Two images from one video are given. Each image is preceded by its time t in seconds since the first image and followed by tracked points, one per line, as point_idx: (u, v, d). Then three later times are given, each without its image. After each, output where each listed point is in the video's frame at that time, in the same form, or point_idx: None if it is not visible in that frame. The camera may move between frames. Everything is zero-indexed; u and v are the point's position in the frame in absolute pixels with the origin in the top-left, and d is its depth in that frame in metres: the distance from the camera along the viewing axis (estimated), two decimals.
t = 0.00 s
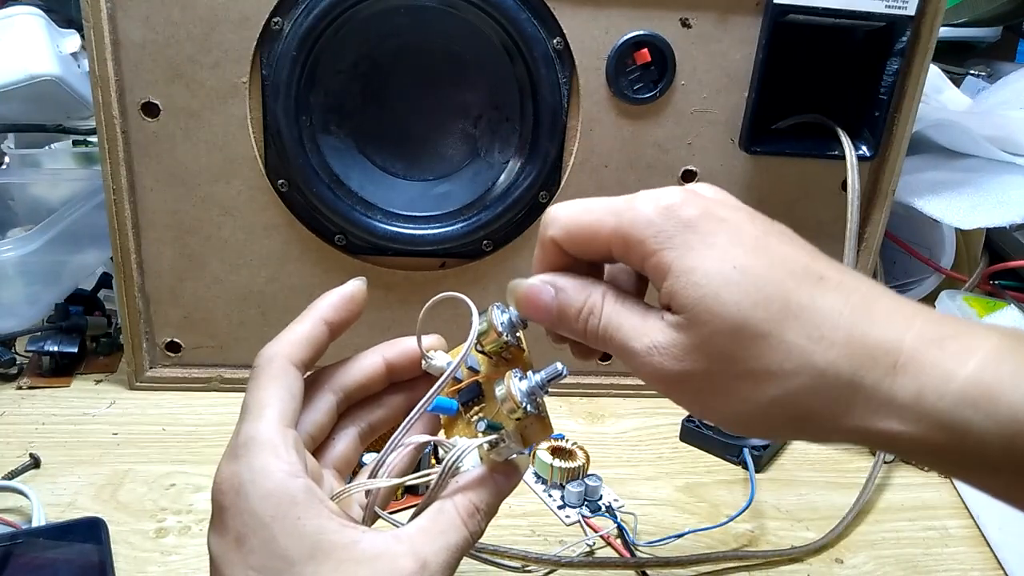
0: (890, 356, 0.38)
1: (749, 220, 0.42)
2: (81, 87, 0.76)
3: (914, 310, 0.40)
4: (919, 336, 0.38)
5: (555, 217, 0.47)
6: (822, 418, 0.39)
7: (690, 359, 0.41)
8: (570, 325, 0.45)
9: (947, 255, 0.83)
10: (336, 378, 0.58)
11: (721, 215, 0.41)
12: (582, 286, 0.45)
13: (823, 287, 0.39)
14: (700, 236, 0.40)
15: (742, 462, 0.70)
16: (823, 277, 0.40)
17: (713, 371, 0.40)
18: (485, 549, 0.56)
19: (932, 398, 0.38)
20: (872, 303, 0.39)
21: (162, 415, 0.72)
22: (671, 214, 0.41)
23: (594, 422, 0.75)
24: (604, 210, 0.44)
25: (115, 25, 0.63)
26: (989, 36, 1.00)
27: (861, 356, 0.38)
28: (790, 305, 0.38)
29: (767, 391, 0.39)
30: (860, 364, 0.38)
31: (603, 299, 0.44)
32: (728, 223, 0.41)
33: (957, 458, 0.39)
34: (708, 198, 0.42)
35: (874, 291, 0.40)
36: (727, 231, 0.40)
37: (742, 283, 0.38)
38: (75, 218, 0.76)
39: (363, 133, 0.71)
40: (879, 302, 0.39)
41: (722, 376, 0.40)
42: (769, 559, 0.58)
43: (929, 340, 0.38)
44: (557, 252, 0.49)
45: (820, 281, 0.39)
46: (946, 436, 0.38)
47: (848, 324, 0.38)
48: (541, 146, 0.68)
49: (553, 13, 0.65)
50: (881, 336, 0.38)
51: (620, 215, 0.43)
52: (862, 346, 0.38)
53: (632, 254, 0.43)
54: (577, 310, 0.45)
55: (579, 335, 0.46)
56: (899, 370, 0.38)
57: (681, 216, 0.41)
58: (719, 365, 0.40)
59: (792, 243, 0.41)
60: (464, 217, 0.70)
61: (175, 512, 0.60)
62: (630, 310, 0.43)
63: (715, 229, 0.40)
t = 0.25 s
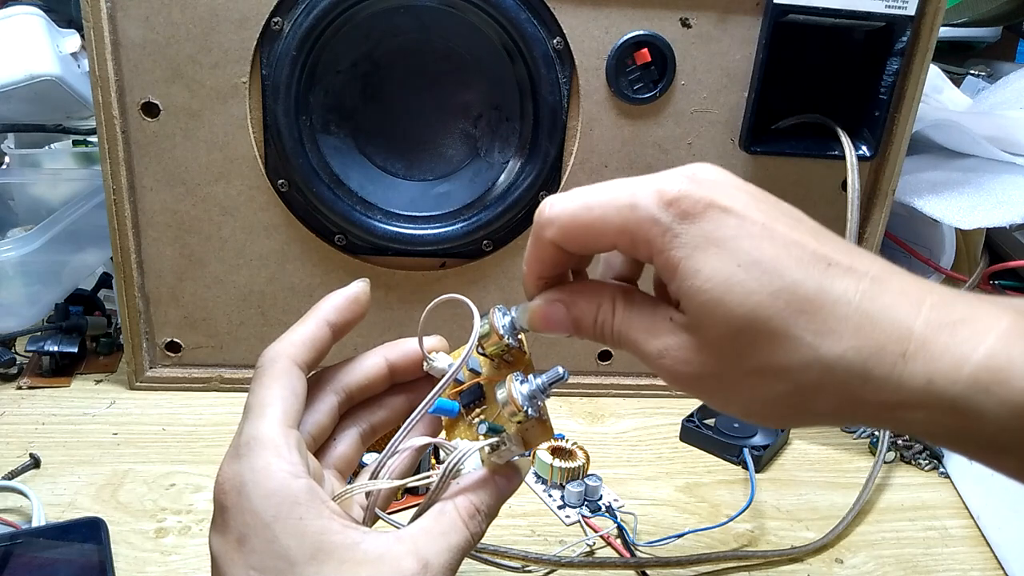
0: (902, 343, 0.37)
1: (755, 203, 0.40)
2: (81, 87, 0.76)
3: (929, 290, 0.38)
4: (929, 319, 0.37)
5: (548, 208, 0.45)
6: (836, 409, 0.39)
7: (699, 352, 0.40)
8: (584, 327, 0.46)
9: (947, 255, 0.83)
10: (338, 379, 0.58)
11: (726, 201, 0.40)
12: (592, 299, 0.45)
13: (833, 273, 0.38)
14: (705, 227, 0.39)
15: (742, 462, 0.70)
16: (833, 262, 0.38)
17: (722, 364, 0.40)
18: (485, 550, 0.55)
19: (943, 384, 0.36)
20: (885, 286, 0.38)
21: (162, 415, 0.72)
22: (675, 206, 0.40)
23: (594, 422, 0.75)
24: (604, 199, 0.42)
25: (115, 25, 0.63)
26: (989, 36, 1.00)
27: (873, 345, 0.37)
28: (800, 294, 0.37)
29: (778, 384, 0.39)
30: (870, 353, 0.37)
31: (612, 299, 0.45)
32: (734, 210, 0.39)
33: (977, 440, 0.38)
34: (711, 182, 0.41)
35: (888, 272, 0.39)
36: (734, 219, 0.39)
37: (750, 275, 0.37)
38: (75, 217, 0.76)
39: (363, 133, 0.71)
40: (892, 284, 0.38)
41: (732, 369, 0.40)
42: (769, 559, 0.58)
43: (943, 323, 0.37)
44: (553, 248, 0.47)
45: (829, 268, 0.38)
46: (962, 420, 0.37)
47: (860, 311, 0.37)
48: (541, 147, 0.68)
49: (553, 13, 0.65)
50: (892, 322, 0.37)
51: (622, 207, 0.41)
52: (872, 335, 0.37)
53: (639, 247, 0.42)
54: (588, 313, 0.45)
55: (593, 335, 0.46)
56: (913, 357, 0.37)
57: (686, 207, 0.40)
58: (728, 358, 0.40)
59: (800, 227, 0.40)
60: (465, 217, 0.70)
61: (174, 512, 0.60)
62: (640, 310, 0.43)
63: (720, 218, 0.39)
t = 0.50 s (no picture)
0: (897, 332, 0.36)
1: (753, 184, 0.38)
2: (81, 87, 0.76)
3: (927, 270, 0.37)
4: (926, 301, 0.36)
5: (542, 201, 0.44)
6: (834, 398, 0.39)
7: (696, 345, 0.41)
8: (588, 324, 0.47)
9: (947, 255, 0.83)
10: (337, 379, 0.58)
11: (722, 184, 0.38)
12: (590, 297, 0.46)
13: (833, 259, 0.36)
14: (700, 216, 0.38)
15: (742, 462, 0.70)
16: (832, 247, 0.37)
17: (718, 357, 0.40)
18: (485, 550, 0.55)
19: (936, 369, 0.36)
20: (882, 269, 0.37)
21: (162, 415, 0.72)
22: (667, 192, 0.38)
23: (594, 422, 0.75)
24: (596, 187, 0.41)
25: (115, 25, 0.63)
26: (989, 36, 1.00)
27: (868, 336, 0.36)
28: (795, 287, 0.36)
29: (776, 376, 0.39)
30: (865, 343, 0.36)
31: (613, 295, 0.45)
32: (729, 193, 0.37)
33: (972, 422, 0.37)
34: (706, 163, 0.39)
35: (887, 252, 0.38)
36: (730, 204, 0.37)
37: (747, 265, 0.37)
38: (75, 217, 0.76)
39: (363, 133, 0.71)
40: (890, 266, 0.37)
41: (729, 361, 0.40)
42: (769, 559, 0.58)
43: (940, 306, 0.36)
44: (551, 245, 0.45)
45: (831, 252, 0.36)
46: (961, 405, 0.36)
47: (856, 301, 0.36)
48: (541, 146, 0.68)
49: (553, 13, 0.65)
50: (889, 308, 0.36)
51: (613, 196, 0.40)
52: (868, 325, 0.36)
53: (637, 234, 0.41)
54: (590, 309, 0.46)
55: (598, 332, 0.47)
56: (907, 345, 0.36)
57: (678, 193, 0.38)
58: (725, 351, 0.40)
59: (799, 208, 0.38)
60: (464, 217, 0.70)
61: (174, 512, 0.60)
62: (639, 305, 0.44)
63: (715, 204, 0.37)
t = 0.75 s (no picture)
0: (901, 331, 0.35)
1: (761, 167, 0.37)
2: (81, 88, 0.76)
3: (940, 260, 0.36)
4: (931, 293, 0.35)
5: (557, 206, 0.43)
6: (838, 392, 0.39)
7: (700, 339, 0.41)
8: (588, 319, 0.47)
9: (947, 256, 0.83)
10: (337, 379, 0.58)
11: (727, 174, 0.36)
12: (593, 290, 0.46)
13: (839, 253, 0.35)
14: (707, 212, 0.37)
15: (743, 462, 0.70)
16: (840, 239, 0.36)
17: (722, 352, 0.40)
18: (485, 551, 0.55)
19: (938, 364, 0.35)
20: (892, 261, 0.36)
21: (162, 415, 0.72)
22: (671, 185, 0.37)
23: (595, 422, 0.75)
24: (604, 186, 0.40)
25: (115, 24, 0.63)
26: (990, 36, 0.99)
27: (872, 332, 0.36)
28: (799, 285, 0.36)
29: (781, 370, 0.39)
30: (868, 340, 0.36)
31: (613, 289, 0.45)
32: (735, 180, 0.36)
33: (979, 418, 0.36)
34: (711, 147, 0.37)
35: (899, 240, 0.36)
36: (737, 196, 0.36)
37: (749, 258, 0.36)
38: (76, 217, 0.76)
39: (363, 133, 0.71)
40: (901, 258, 0.36)
41: (733, 356, 0.40)
42: (769, 559, 0.58)
43: (947, 302, 0.35)
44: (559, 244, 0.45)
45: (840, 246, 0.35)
46: (969, 402, 0.36)
47: (862, 298, 0.35)
48: (541, 146, 0.68)
49: (553, 13, 0.65)
50: (894, 302, 0.35)
51: (620, 195, 0.39)
52: (872, 322, 0.36)
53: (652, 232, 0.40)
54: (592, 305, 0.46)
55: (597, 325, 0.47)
56: (911, 343, 0.35)
57: (683, 187, 0.37)
58: (728, 347, 0.40)
59: (811, 192, 0.37)
60: (464, 217, 0.70)
61: (174, 512, 0.60)
62: (635, 300, 0.43)
63: (720, 196, 0.36)
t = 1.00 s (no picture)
0: (898, 341, 0.36)
1: (764, 172, 0.35)
2: (81, 88, 0.76)
3: (938, 266, 0.36)
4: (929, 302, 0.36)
5: (557, 212, 0.41)
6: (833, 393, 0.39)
7: (698, 344, 0.40)
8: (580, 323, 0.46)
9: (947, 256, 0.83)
10: (335, 379, 0.58)
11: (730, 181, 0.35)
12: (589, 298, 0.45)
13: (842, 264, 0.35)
14: (712, 224, 0.36)
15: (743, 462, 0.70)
16: (842, 248, 0.35)
17: (719, 357, 0.40)
18: (484, 551, 0.55)
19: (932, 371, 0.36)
20: (893, 270, 0.36)
21: (162, 415, 0.72)
22: (674, 193, 0.35)
23: (594, 422, 0.75)
24: (604, 193, 0.38)
25: (115, 24, 0.63)
26: (990, 36, 0.99)
27: (870, 341, 0.36)
28: (801, 297, 0.36)
29: (778, 374, 0.40)
30: (864, 349, 0.37)
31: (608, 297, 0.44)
32: (739, 190, 0.35)
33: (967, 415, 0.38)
34: (713, 151, 0.36)
35: (901, 244, 0.36)
36: (740, 205, 0.35)
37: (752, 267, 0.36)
38: (76, 217, 0.76)
39: (362, 133, 0.71)
40: (902, 265, 0.36)
41: (729, 357, 0.40)
42: (769, 559, 0.58)
43: (942, 311, 0.36)
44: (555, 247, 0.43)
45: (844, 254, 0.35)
46: (962, 404, 0.37)
47: (862, 309, 0.36)
48: (541, 146, 0.68)
49: (553, 13, 0.65)
50: (894, 311, 0.36)
51: (622, 205, 0.37)
52: (871, 332, 0.36)
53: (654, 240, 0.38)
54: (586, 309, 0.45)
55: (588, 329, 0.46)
56: (907, 352, 0.36)
57: (687, 199, 0.35)
58: (727, 354, 0.40)
59: (814, 199, 0.36)
60: (464, 217, 0.70)
61: (174, 512, 0.60)
62: (625, 308, 0.43)
63: (722, 206, 0.35)
